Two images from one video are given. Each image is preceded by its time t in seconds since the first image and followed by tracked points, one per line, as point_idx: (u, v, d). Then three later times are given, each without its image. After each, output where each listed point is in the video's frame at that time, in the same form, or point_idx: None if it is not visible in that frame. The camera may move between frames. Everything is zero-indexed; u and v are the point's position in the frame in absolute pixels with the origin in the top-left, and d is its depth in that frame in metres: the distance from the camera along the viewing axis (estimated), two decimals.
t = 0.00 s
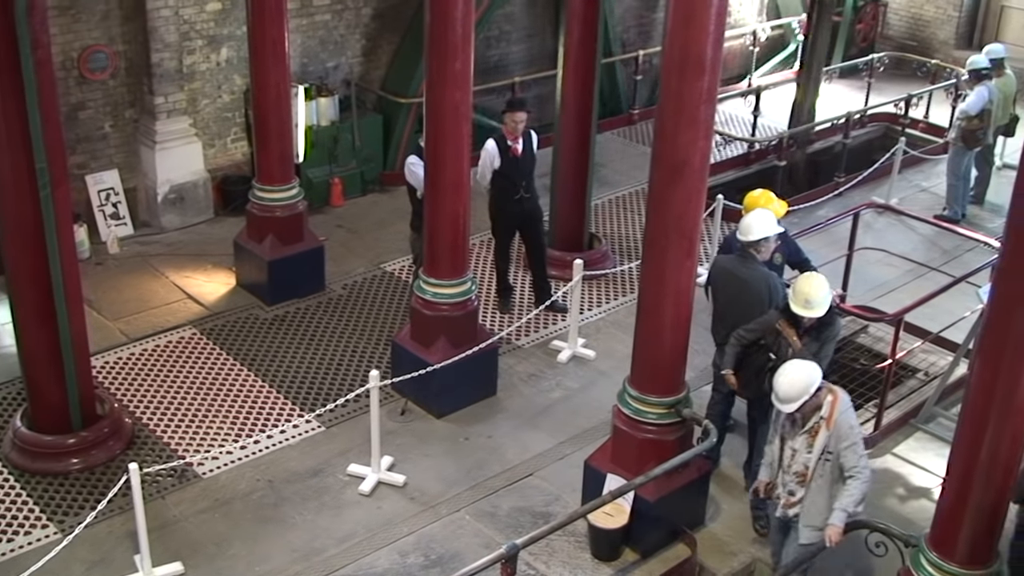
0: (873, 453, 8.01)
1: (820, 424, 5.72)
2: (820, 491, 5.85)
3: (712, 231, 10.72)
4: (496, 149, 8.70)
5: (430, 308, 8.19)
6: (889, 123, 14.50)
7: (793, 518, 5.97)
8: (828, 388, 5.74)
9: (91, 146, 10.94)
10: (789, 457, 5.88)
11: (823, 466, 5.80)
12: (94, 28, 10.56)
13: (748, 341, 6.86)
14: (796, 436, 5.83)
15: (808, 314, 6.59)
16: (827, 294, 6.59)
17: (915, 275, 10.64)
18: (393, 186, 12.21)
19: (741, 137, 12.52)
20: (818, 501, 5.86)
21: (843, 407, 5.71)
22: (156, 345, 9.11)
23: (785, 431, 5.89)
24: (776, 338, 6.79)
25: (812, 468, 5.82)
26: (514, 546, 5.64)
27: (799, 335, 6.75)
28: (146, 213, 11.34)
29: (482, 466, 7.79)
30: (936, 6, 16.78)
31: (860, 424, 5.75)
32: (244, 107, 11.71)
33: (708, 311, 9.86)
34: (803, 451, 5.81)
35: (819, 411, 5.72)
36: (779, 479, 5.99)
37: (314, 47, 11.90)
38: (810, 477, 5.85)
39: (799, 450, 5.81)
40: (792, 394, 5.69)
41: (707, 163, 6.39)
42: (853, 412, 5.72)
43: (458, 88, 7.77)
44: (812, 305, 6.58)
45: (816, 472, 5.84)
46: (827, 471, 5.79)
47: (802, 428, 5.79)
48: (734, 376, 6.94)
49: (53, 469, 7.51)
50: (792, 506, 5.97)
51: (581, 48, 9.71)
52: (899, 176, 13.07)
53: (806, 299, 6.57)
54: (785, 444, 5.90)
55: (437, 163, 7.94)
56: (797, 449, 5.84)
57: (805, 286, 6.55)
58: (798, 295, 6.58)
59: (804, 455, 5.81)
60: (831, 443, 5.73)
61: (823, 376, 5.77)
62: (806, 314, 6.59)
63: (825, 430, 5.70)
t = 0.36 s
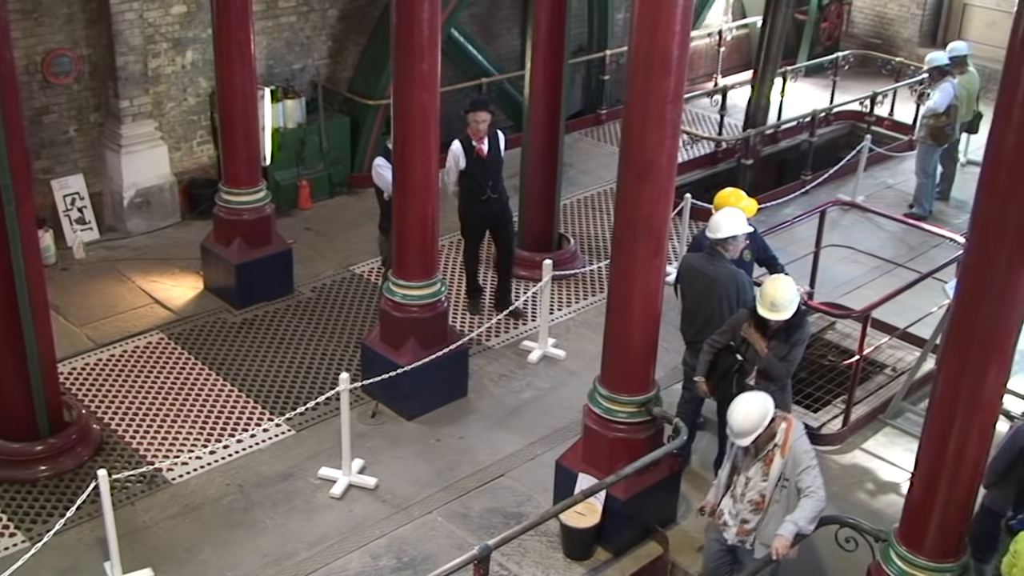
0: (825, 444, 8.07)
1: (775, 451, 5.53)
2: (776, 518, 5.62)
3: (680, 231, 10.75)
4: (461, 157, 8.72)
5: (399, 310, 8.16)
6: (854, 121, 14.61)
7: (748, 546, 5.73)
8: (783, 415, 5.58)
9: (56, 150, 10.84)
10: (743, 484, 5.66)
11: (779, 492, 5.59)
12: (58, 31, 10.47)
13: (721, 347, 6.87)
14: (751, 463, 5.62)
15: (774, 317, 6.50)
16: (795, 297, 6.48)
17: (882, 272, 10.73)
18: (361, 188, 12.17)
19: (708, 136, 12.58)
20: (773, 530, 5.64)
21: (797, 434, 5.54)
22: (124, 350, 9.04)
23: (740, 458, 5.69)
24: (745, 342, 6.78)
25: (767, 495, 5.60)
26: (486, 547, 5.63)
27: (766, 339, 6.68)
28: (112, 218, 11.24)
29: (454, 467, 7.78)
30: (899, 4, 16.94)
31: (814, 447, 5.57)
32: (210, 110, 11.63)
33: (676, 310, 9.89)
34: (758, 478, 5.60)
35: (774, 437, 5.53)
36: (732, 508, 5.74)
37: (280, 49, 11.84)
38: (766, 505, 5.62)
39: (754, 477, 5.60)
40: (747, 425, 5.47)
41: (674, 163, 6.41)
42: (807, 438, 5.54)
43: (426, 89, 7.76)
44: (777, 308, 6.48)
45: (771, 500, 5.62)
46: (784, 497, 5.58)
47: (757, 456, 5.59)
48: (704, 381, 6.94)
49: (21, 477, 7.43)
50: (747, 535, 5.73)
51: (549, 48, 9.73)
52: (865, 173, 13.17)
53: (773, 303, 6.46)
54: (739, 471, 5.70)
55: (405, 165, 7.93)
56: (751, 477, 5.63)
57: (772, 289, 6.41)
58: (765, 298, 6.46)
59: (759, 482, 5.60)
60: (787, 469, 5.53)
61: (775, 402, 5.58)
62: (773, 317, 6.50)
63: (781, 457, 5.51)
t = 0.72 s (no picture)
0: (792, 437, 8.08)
1: (731, 477, 5.63)
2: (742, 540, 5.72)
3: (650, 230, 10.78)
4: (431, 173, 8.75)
5: (368, 312, 8.14)
6: (819, 119, 14.70)
7: None
8: (735, 440, 5.65)
9: (19, 155, 10.72)
10: (706, 511, 5.76)
11: (741, 515, 5.69)
12: (21, 34, 10.36)
13: (702, 356, 6.84)
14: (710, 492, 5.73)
15: (748, 325, 6.51)
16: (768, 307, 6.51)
17: (848, 269, 10.81)
18: (329, 190, 12.18)
19: (675, 135, 12.63)
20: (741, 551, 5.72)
21: (752, 456, 5.63)
22: (91, 355, 8.96)
23: (699, 487, 5.79)
24: (725, 350, 6.77)
25: (731, 519, 5.69)
26: (459, 548, 5.62)
27: (748, 347, 6.72)
28: (78, 222, 11.14)
29: (425, 468, 7.76)
30: (864, 2, 17.07)
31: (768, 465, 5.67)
32: (176, 112, 11.55)
33: (646, 309, 9.92)
34: (719, 503, 5.70)
35: (731, 465, 5.61)
36: (697, 535, 5.84)
37: (246, 50, 11.79)
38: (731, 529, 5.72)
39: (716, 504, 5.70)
40: (704, 462, 5.49)
41: (642, 162, 6.43)
42: (761, 458, 5.65)
43: (394, 90, 7.74)
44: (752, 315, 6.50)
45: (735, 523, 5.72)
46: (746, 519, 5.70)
47: (715, 483, 5.69)
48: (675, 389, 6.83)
49: None
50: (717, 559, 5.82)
51: (517, 49, 9.73)
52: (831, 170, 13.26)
53: (745, 310, 6.49)
54: (699, 499, 5.80)
55: (372, 167, 7.91)
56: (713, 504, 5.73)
57: (746, 295, 6.48)
58: (738, 306, 6.52)
59: (721, 508, 5.70)
60: (745, 492, 5.65)
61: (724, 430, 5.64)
62: (746, 325, 6.51)
63: (737, 482, 5.63)
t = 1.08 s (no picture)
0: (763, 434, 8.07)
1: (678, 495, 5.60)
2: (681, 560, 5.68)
3: (615, 228, 10.81)
4: (408, 153, 8.61)
5: (334, 314, 8.11)
6: (781, 116, 14.79)
7: None
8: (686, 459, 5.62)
9: None
10: (650, 529, 5.72)
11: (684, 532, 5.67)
12: None
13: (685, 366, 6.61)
14: (656, 509, 5.69)
15: (728, 333, 6.31)
16: (749, 314, 6.31)
17: (811, 264, 10.88)
18: (293, 191, 12.13)
19: (639, 133, 12.68)
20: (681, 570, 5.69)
21: (700, 476, 5.61)
22: (53, 361, 8.87)
23: (646, 506, 5.74)
24: (708, 359, 6.56)
25: (673, 537, 5.67)
26: (428, 548, 5.60)
27: (730, 355, 6.52)
28: (39, 227, 11.02)
29: (393, 470, 7.74)
30: None
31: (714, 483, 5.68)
32: (137, 115, 11.45)
33: (612, 307, 9.95)
34: (663, 521, 5.68)
35: (679, 484, 5.59)
36: (639, 554, 5.77)
37: (207, 52, 11.71)
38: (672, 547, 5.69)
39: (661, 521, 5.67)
40: (654, 480, 5.45)
41: (605, 161, 6.44)
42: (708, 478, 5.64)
43: (357, 92, 7.72)
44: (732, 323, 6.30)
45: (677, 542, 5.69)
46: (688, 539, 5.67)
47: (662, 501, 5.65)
48: (643, 404, 6.59)
49: None
50: None
51: (480, 48, 9.73)
52: (794, 167, 13.35)
53: (725, 318, 6.29)
54: (645, 517, 5.75)
55: (336, 169, 7.88)
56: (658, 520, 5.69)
57: (725, 303, 6.29)
58: (717, 315, 6.32)
59: (666, 526, 5.68)
60: (690, 510, 5.63)
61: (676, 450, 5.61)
62: (726, 334, 6.31)
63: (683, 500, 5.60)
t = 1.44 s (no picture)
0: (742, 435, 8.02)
1: (624, 508, 5.53)
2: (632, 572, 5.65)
3: (584, 227, 10.83)
4: (375, 157, 8.46)
5: (304, 316, 8.08)
6: (749, 114, 14.87)
7: None
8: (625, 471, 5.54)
9: None
10: (600, 543, 5.66)
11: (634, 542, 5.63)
12: None
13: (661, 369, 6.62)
14: (604, 525, 5.60)
15: (707, 342, 6.34)
16: (727, 321, 6.34)
17: (780, 261, 10.94)
18: (261, 193, 12.03)
19: (607, 131, 12.71)
20: None
21: (641, 486, 5.56)
22: (20, 368, 8.78)
23: (594, 521, 5.66)
24: (684, 367, 6.58)
25: (624, 549, 5.63)
26: (401, 550, 5.57)
27: (707, 363, 6.52)
28: (4, 233, 10.90)
29: (365, 472, 7.72)
30: None
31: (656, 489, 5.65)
32: (103, 119, 11.35)
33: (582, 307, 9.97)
34: (612, 535, 5.61)
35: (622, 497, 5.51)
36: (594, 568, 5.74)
37: (173, 55, 11.63)
38: (623, 559, 5.65)
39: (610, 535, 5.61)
40: (598, 496, 5.37)
41: (574, 160, 6.45)
42: (650, 486, 5.60)
43: (324, 92, 7.70)
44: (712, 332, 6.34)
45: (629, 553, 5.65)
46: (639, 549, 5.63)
47: (608, 517, 5.57)
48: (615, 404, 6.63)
49: None
50: None
51: (449, 48, 9.72)
52: (761, 164, 13.42)
53: (704, 327, 6.33)
54: (594, 533, 5.68)
55: (303, 171, 7.85)
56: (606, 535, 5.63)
57: (702, 313, 6.32)
58: (696, 323, 6.36)
59: (614, 539, 5.62)
60: (638, 520, 5.58)
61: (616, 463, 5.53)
62: (705, 343, 6.35)
63: (629, 512, 5.54)
